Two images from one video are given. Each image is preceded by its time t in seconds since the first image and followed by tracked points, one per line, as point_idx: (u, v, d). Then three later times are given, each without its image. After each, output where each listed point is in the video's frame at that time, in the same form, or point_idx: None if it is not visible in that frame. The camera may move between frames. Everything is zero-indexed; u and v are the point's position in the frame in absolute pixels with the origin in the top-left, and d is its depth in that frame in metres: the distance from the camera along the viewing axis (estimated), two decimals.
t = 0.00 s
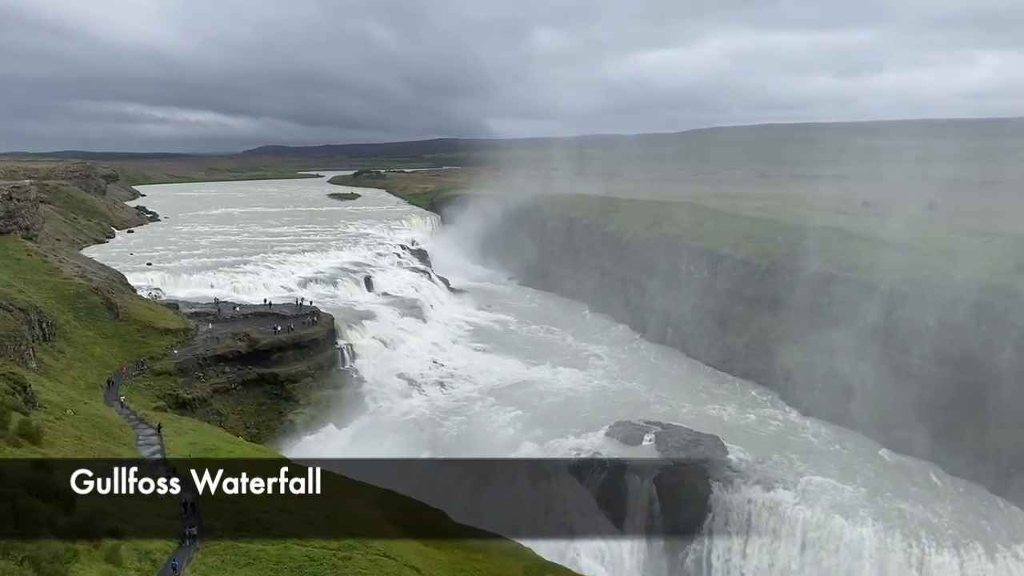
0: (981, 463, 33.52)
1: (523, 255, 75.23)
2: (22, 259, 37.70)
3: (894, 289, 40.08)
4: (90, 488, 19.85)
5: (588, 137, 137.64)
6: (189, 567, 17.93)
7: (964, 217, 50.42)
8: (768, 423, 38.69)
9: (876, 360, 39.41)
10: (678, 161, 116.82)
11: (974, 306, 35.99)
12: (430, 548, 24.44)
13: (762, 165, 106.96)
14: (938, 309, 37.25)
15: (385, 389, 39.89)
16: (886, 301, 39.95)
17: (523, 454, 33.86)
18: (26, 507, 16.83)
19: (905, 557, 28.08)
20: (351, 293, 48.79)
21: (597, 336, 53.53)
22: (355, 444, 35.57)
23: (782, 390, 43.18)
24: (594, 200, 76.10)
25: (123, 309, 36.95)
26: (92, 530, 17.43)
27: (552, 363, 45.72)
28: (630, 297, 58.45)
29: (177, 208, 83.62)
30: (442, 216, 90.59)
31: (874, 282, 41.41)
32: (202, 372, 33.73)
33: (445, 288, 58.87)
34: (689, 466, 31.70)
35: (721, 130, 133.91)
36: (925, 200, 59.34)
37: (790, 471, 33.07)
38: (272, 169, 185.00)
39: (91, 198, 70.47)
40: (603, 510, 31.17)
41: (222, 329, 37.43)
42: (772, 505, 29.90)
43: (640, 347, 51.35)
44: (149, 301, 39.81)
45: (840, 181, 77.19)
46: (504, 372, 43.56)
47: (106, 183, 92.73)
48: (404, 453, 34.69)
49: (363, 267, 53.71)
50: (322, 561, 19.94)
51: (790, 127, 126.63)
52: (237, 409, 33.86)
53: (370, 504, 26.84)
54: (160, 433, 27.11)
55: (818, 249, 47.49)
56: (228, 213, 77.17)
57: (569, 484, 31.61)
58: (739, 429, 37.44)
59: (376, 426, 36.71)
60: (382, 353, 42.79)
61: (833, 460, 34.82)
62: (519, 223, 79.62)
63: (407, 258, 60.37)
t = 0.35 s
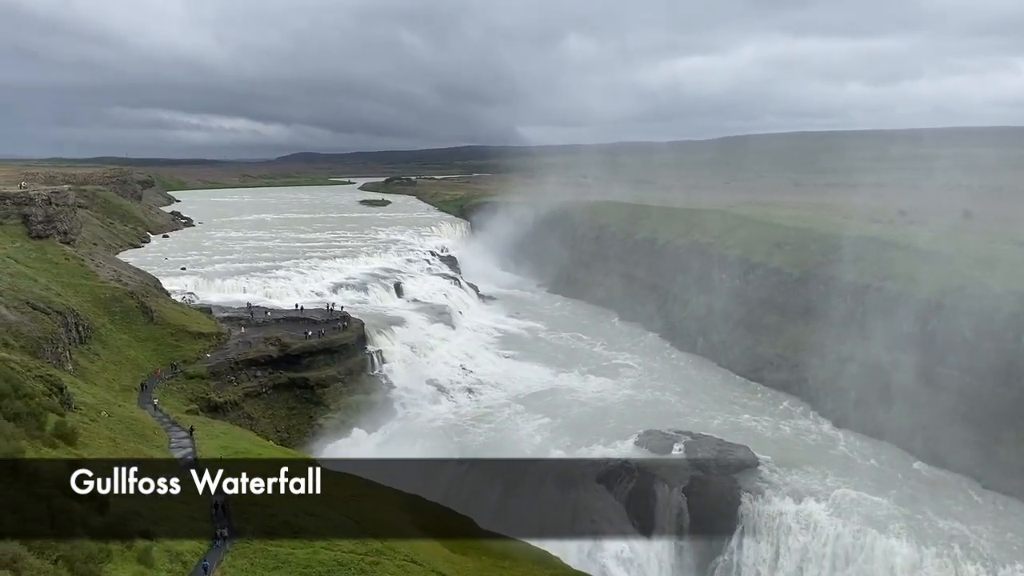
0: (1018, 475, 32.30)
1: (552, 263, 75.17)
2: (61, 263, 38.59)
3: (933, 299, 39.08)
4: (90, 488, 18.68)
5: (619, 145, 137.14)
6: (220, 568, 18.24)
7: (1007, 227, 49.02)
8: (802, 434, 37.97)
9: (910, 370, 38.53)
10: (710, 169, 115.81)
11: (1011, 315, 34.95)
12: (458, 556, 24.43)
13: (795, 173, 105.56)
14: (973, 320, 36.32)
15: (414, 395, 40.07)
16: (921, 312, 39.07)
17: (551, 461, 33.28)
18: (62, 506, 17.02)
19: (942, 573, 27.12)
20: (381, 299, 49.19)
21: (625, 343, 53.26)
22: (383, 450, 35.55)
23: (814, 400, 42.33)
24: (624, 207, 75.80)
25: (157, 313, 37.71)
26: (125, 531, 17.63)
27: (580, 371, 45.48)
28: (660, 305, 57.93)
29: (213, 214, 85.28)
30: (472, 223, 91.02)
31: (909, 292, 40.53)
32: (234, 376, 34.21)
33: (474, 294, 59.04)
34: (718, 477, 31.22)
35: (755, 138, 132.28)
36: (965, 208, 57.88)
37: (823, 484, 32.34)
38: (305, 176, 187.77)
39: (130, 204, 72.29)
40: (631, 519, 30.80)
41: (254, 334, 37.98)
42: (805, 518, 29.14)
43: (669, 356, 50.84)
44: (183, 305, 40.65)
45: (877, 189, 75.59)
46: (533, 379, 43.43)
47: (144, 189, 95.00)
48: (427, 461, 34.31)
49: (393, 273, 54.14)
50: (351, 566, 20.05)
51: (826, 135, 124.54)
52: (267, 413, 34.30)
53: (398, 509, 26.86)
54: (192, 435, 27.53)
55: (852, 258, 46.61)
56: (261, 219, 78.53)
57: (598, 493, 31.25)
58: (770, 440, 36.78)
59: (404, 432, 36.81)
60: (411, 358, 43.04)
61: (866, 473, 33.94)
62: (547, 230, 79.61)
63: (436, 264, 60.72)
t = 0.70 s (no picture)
0: None
1: (580, 267, 74.93)
2: (97, 265, 39.45)
3: (970, 306, 38.09)
4: (90, 488, 18.03)
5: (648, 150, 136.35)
6: (250, 568, 18.51)
7: None
8: (834, 443, 37.19)
9: (944, 380, 37.63)
10: (741, 174, 114.49)
11: None
12: (486, 561, 24.32)
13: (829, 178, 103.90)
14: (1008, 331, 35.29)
15: (442, 399, 40.16)
16: (957, 321, 38.07)
17: (580, 467, 32.91)
18: (95, 506, 17.33)
19: None
20: (410, 303, 49.46)
21: (654, 349, 52.82)
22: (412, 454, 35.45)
23: (845, 408, 41.47)
24: (654, 212, 75.29)
25: (190, 315, 38.38)
26: (156, 530, 17.91)
27: (608, 377, 45.16)
28: (690, 311, 57.32)
29: (245, 218, 86.64)
30: (500, 228, 91.16)
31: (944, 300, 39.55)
32: (264, 378, 34.70)
33: (502, 299, 59.07)
34: (747, 485, 30.70)
35: (788, 143, 130.51)
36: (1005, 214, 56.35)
37: (856, 494, 31.61)
38: (335, 181, 189.58)
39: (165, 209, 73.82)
40: (659, 526, 30.40)
41: (285, 337, 38.48)
42: (835, 528, 28.51)
43: (698, 363, 50.26)
44: (215, 308, 41.38)
45: (914, 195, 73.95)
46: (560, 385, 43.20)
47: (179, 193, 96.93)
48: (454, 467, 34.18)
49: (422, 277, 54.42)
50: (379, 569, 20.12)
51: (861, 140, 122.37)
52: (297, 415, 34.68)
53: (425, 513, 26.88)
54: (223, 436, 27.93)
55: (886, 265, 45.62)
56: (292, 223, 79.61)
57: (626, 500, 30.85)
58: (801, 449, 36.12)
59: (431, 436, 36.80)
60: (440, 363, 43.14)
61: (900, 484, 33.13)
62: (575, 235, 79.39)
63: (464, 269, 60.91)
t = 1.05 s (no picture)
0: None
1: (614, 273, 74.57)
2: (138, 269, 40.43)
3: (1016, 314, 36.66)
4: (89, 489, 17.13)
5: (685, 156, 135.30)
6: (285, 568, 18.75)
7: None
8: (875, 455, 36.21)
9: (989, 390, 36.28)
10: (780, 179, 112.80)
11: None
12: (519, 566, 24.17)
13: (871, 184, 101.70)
14: None
15: (475, 404, 40.25)
16: (1002, 328, 36.61)
17: (613, 475, 32.66)
18: (133, 506, 17.68)
19: None
20: (444, 308, 49.75)
21: (689, 356, 52.23)
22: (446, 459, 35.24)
23: (885, 418, 40.37)
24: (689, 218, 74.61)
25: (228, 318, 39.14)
26: (193, 530, 18.20)
27: (642, 384, 44.72)
28: (726, 318, 56.51)
29: (283, 223, 88.11)
30: (535, 234, 91.28)
31: (989, 308, 38.18)
32: (301, 381, 35.36)
33: (535, 304, 59.07)
34: (782, 495, 30.06)
35: (828, 148, 128.20)
36: None
37: (896, 506, 30.72)
38: (372, 186, 191.78)
39: (206, 214, 75.63)
40: (693, 534, 29.87)
41: (320, 340, 39.07)
42: (873, 542, 27.79)
43: (734, 370, 49.53)
44: (253, 311, 42.16)
45: (959, 200, 71.91)
46: (594, 391, 42.92)
47: (219, 199, 99.07)
48: (489, 475, 34.02)
49: (457, 282, 54.71)
50: (411, 572, 20.12)
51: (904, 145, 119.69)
52: (332, 418, 35.07)
53: (458, 517, 26.92)
54: (260, 438, 28.34)
55: (927, 272, 44.33)
56: (330, 228, 80.89)
57: (660, 508, 30.44)
58: (841, 459, 35.29)
59: (465, 440, 36.93)
60: (473, 367, 43.33)
61: (943, 497, 32.11)
62: (609, 240, 79.07)
63: (498, 274, 61.07)
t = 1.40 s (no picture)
0: None
1: (648, 279, 74.00)
2: (178, 273, 41.34)
3: None
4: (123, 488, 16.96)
5: (723, 161, 133.67)
6: (320, 569, 19.03)
7: None
8: (917, 466, 35.19)
9: None
10: (820, 184, 110.64)
11: None
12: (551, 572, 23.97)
13: (914, 189, 99.13)
14: None
15: (508, 409, 40.21)
16: None
17: (646, 483, 32.34)
18: (172, 506, 18.00)
19: None
20: (477, 313, 49.88)
21: (724, 363, 51.52)
22: (481, 465, 34.93)
23: (926, 428, 39.20)
24: (725, 224, 73.70)
25: (265, 321, 39.83)
26: (228, 531, 18.47)
27: (676, 391, 44.19)
28: (763, 325, 55.60)
29: (319, 227, 89.39)
30: (569, 239, 91.11)
31: None
32: (335, 384, 35.83)
33: (569, 309, 58.89)
34: (819, 504, 29.37)
35: (871, 152, 125.38)
36: None
37: (937, 518, 29.77)
38: (407, 191, 193.58)
39: (245, 219, 77.21)
40: (728, 544, 29.41)
41: (355, 344, 39.56)
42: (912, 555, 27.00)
43: (770, 378, 48.67)
44: (289, 315, 42.78)
45: (1007, 205, 69.69)
46: (627, 397, 42.55)
47: (257, 203, 100.92)
48: (524, 481, 33.61)
49: (491, 287, 54.84)
50: None
51: (950, 149, 116.36)
52: (365, 421, 35.33)
53: (489, 520, 26.89)
54: (295, 441, 28.69)
55: (970, 279, 42.97)
56: (365, 232, 81.86)
57: (693, 516, 30.06)
58: (881, 469, 34.36)
59: (499, 444, 36.92)
60: (506, 372, 43.35)
61: (987, 509, 31.02)
62: (644, 245, 78.50)
63: (532, 279, 61.05)
